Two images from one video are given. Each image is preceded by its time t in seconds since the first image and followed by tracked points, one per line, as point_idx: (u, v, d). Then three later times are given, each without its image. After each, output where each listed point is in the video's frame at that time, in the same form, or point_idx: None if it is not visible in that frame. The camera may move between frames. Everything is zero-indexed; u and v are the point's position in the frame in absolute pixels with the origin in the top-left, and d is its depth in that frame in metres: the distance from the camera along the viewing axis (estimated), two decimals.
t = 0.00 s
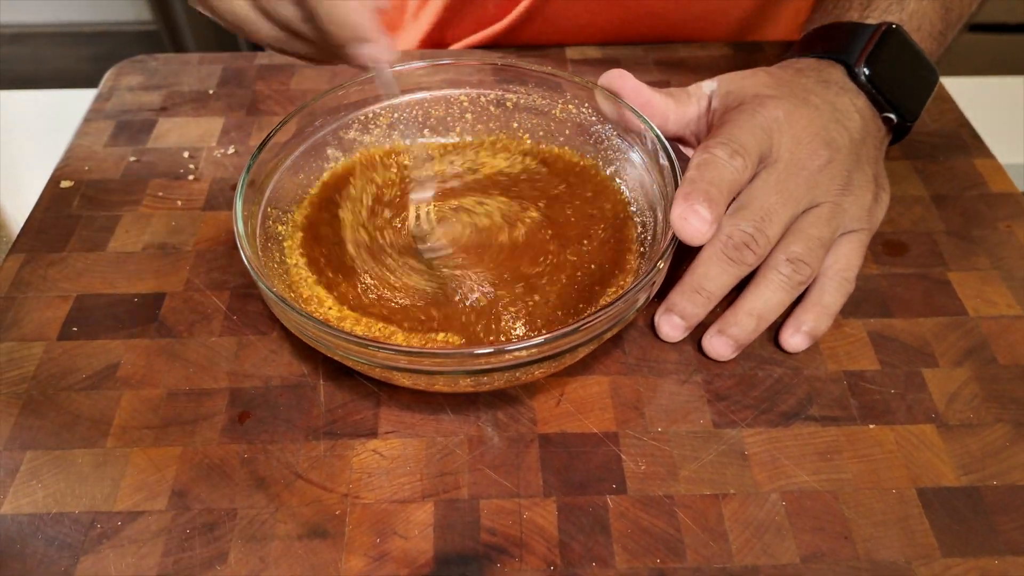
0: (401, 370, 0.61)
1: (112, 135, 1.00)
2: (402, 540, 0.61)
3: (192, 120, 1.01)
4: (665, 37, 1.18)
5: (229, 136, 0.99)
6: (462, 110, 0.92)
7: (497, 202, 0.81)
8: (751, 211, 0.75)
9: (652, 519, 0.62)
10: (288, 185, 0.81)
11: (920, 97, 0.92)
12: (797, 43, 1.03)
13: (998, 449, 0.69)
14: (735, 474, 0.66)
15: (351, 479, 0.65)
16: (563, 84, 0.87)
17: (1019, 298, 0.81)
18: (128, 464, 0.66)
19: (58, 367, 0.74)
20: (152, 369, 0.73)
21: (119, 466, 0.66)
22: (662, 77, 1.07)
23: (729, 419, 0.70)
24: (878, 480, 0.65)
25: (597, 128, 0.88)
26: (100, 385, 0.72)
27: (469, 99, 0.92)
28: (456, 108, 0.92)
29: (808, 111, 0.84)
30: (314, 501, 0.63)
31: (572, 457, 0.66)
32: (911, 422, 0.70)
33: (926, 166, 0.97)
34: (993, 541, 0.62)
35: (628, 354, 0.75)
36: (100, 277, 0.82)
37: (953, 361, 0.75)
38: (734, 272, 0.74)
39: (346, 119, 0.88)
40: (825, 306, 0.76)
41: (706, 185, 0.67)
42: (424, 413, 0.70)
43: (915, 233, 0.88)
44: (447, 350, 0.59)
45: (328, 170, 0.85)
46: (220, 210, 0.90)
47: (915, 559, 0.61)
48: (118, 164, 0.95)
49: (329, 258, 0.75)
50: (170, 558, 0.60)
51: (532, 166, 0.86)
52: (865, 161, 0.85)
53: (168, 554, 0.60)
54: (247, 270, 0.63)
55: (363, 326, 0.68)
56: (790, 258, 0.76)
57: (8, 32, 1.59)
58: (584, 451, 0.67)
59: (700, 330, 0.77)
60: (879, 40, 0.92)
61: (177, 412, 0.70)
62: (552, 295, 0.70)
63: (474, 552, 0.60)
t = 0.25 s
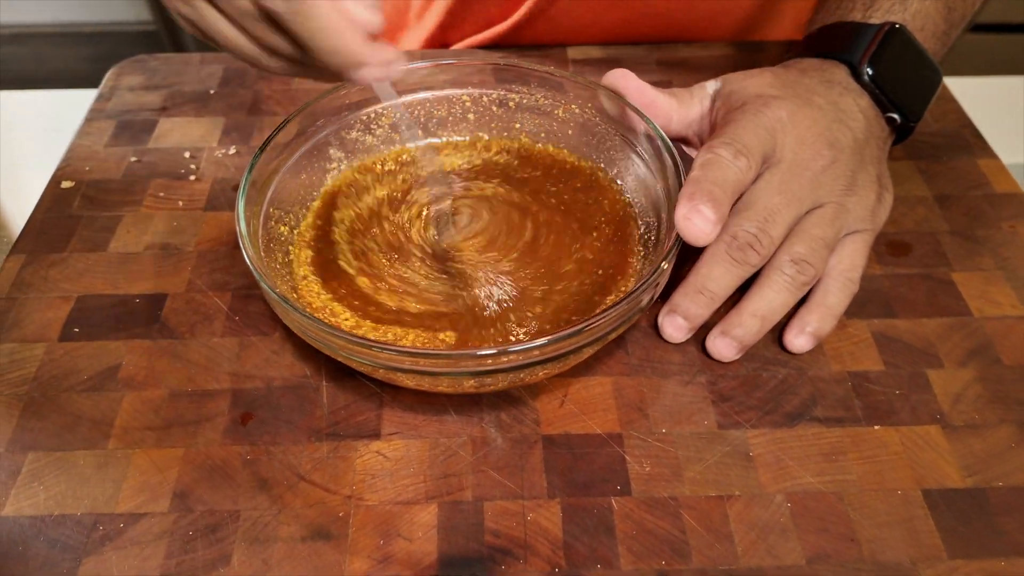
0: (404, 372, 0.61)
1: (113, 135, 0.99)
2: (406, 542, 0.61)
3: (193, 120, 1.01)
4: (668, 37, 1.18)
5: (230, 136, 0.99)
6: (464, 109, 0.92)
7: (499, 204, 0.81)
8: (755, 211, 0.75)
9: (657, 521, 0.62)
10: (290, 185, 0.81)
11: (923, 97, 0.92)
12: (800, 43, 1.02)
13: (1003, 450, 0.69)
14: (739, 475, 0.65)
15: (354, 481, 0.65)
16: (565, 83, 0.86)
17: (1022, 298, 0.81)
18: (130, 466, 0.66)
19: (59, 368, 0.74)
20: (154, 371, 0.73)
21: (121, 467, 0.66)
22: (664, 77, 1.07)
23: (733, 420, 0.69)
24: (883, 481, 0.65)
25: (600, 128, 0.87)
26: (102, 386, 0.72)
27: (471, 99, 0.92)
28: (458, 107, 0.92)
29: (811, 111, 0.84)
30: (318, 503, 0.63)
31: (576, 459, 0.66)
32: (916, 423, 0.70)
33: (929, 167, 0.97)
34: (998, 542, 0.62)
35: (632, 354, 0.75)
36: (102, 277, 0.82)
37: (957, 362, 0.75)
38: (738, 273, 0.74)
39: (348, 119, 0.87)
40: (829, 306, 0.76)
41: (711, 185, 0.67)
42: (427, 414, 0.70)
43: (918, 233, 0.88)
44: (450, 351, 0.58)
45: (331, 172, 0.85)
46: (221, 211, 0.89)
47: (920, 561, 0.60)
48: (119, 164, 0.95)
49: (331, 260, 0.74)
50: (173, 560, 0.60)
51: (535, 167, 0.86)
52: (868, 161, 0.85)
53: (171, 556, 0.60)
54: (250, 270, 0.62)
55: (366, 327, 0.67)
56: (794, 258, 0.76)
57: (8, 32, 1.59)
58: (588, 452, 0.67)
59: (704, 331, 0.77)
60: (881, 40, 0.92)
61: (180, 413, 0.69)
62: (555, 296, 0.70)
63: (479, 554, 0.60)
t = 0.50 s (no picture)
0: (397, 376, 0.60)
1: (106, 136, 0.98)
2: (399, 550, 0.60)
3: (187, 122, 1.00)
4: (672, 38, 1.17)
5: (225, 138, 0.98)
6: (459, 110, 0.91)
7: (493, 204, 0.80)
8: (754, 214, 0.74)
9: (654, 528, 0.61)
10: (284, 187, 0.80)
11: (926, 98, 0.91)
12: (801, 43, 1.01)
13: (1006, 456, 0.67)
14: (737, 481, 0.64)
15: (346, 487, 0.64)
16: (564, 84, 0.86)
17: None
18: (119, 472, 0.65)
19: (50, 372, 0.73)
20: (145, 375, 0.72)
21: (110, 473, 0.65)
22: (664, 77, 1.06)
23: (732, 426, 0.68)
24: (884, 488, 0.64)
25: (598, 129, 0.86)
26: (92, 390, 0.71)
27: (467, 100, 0.91)
28: (453, 108, 0.91)
29: (812, 112, 0.82)
30: (310, 509, 0.62)
31: (573, 465, 0.65)
32: (918, 428, 0.69)
33: (931, 168, 0.95)
34: (1001, 550, 0.61)
35: (629, 359, 0.74)
36: (94, 280, 0.81)
37: (959, 366, 0.74)
38: (736, 276, 0.73)
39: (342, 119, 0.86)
40: (830, 310, 0.75)
41: (709, 187, 0.66)
42: (422, 419, 0.69)
43: (920, 235, 0.87)
44: (444, 357, 0.57)
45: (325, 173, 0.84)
46: (215, 213, 0.88)
47: (922, 569, 0.59)
48: (112, 166, 0.94)
49: (324, 263, 0.73)
50: (162, 568, 0.59)
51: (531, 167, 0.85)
52: (870, 163, 0.84)
53: (160, 564, 0.59)
54: (241, 274, 0.61)
55: (359, 332, 0.66)
56: (794, 261, 0.75)
57: (7, 33, 1.54)
58: (584, 458, 0.66)
59: (702, 334, 0.76)
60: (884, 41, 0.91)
61: (171, 418, 0.68)
62: (551, 299, 0.69)
63: (473, 562, 0.59)
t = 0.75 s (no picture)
0: (384, 371, 0.60)
1: (99, 134, 0.99)
2: (386, 543, 0.60)
3: (179, 120, 1.01)
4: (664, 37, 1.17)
5: (217, 136, 0.98)
6: (448, 108, 0.91)
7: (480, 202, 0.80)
8: (739, 211, 0.75)
9: (638, 522, 0.62)
10: (273, 184, 0.80)
11: (911, 97, 0.92)
12: (789, 42, 1.02)
13: (988, 450, 0.68)
14: (722, 475, 0.65)
15: (335, 481, 0.64)
16: (553, 83, 0.87)
17: (1011, 298, 0.81)
18: (109, 467, 0.66)
19: (41, 368, 0.73)
20: (136, 371, 0.73)
21: (100, 468, 0.65)
22: (654, 76, 1.07)
23: (717, 420, 0.69)
24: (868, 482, 0.65)
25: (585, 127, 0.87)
26: (83, 386, 0.72)
27: (456, 98, 0.91)
28: (442, 106, 0.91)
29: (797, 110, 0.83)
30: (298, 504, 0.63)
31: (559, 459, 0.66)
32: (901, 423, 0.70)
33: (918, 165, 0.96)
34: (982, 542, 0.62)
35: (616, 354, 0.75)
36: (85, 277, 0.82)
37: (944, 362, 0.75)
38: (721, 273, 0.74)
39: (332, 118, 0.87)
40: (814, 307, 0.75)
41: (692, 184, 0.67)
42: (410, 414, 0.70)
43: (906, 232, 0.88)
44: (430, 351, 0.58)
45: (314, 172, 0.85)
46: (207, 211, 0.89)
47: (903, 562, 0.60)
48: (104, 164, 0.95)
49: (312, 262, 0.74)
50: (151, 562, 0.59)
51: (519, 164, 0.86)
52: (855, 161, 0.84)
53: (149, 557, 0.60)
54: (229, 270, 0.62)
55: (346, 328, 0.67)
56: (778, 258, 0.76)
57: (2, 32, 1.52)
58: (570, 453, 0.66)
59: (688, 331, 0.77)
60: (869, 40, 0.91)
61: (161, 414, 0.69)
62: (538, 294, 0.70)
63: (459, 555, 0.59)
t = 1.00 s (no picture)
0: (384, 372, 0.61)
1: (99, 135, 0.99)
2: (386, 544, 0.60)
3: (179, 121, 1.01)
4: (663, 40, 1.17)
5: (216, 137, 0.98)
6: (449, 109, 0.92)
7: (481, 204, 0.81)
8: (738, 212, 0.75)
9: (638, 522, 0.62)
10: (273, 186, 0.80)
11: (910, 98, 0.92)
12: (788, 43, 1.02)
13: (987, 451, 0.68)
14: (721, 476, 0.65)
15: (334, 482, 0.64)
16: (552, 84, 0.86)
17: (1010, 299, 0.81)
18: (110, 468, 0.66)
19: (41, 369, 0.73)
20: (136, 371, 0.73)
21: (100, 469, 0.66)
22: (653, 77, 1.07)
23: (716, 421, 0.69)
24: (866, 482, 0.65)
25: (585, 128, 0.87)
26: (83, 387, 0.72)
27: (456, 99, 0.91)
28: (443, 107, 0.92)
29: (796, 111, 0.83)
30: (298, 504, 0.63)
31: (558, 460, 0.66)
32: (900, 423, 0.70)
33: (917, 166, 0.96)
34: (981, 543, 0.62)
35: (616, 355, 0.75)
36: (85, 278, 0.82)
37: (943, 362, 0.75)
38: (721, 274, 0.74)
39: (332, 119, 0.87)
40: (813, 308, 0.76)
41: (691, 186, 0.67)
42: (410, 415, 0.70)
43: (906, 233, 0.88)
44: (431, 352, 0.58)
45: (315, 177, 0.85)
46: (207, 212, 0.89)
47: (902, 562, 0.60)
48: (105, 165, 0.95)
49: (313, 264, 0.74)
50: (151, 562, 0.59)
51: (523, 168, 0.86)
52: (854, 162, 0.84)
53: (149, 558, 0.60)
54: (229, 271, 0.62)
55: (346, 330, 0.67)
56: (777, 259, 0.76)
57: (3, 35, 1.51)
58: (570, 453, 0.66)
59: (687, 332, 0.77)
60: (869, 39, 0.92)
61: (161, 415, 0.69)
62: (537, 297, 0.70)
63: (458, 556, 0.60)
